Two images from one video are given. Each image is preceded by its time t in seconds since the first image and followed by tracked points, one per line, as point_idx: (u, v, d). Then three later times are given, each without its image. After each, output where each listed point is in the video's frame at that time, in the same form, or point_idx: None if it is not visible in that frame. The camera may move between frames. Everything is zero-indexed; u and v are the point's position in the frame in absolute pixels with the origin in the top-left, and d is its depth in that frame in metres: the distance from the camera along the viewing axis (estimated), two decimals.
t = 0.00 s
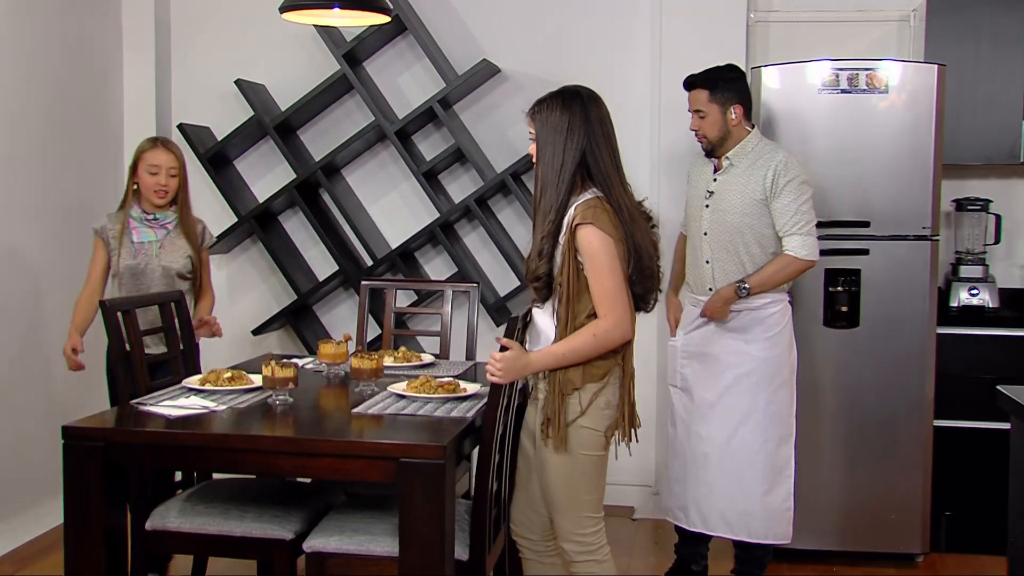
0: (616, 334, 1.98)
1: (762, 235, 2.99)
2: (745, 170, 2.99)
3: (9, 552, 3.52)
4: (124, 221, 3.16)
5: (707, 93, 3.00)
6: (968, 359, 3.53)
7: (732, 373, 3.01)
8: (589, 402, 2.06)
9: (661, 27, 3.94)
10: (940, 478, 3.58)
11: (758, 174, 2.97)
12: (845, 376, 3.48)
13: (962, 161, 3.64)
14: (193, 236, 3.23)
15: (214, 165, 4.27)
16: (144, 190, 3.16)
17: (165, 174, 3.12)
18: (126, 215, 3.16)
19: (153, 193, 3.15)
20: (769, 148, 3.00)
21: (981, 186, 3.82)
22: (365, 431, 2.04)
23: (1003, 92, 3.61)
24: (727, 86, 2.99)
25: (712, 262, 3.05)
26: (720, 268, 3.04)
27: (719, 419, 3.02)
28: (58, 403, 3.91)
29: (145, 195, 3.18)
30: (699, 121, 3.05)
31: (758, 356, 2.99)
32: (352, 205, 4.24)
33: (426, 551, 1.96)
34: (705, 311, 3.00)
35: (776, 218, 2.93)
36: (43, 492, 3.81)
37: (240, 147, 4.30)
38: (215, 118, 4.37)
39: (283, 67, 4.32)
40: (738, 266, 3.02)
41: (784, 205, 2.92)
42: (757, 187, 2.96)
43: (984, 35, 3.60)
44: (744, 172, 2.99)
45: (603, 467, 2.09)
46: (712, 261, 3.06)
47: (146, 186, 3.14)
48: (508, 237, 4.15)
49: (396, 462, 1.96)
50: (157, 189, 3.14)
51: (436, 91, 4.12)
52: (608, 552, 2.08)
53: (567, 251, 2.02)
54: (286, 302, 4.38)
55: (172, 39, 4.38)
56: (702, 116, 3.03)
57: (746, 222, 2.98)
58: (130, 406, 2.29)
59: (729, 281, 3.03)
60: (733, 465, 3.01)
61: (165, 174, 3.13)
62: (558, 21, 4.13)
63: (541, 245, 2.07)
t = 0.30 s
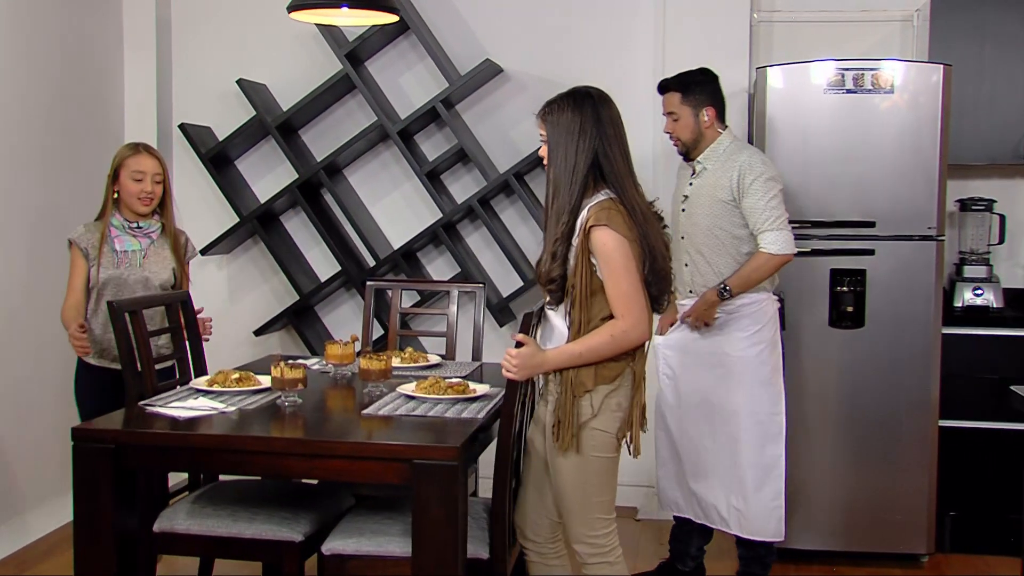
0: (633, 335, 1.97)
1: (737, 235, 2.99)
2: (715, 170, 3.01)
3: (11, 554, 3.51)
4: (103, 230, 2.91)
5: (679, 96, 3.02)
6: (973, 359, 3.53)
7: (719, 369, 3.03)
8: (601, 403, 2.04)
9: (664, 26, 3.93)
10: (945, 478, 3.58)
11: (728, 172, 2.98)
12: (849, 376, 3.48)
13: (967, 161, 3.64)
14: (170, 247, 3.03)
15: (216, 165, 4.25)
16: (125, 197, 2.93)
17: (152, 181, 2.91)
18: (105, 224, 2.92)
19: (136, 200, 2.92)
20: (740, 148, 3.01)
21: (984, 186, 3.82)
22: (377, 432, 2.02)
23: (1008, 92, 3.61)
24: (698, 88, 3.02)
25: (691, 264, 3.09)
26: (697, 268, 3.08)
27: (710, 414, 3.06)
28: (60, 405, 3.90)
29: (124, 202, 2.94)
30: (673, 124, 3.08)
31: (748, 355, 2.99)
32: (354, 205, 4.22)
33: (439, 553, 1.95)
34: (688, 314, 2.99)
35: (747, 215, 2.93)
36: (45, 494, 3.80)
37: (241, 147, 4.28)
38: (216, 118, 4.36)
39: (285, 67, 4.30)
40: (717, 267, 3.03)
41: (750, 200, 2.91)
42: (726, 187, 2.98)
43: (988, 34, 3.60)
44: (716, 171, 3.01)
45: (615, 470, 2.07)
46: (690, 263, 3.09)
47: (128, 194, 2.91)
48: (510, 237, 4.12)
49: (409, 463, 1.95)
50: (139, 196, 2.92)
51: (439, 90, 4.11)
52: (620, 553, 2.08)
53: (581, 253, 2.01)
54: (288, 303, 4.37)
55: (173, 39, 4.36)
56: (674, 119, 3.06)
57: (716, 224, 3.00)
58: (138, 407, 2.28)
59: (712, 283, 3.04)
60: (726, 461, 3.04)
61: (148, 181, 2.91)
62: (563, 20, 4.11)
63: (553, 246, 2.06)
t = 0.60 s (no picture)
0: (649, 337, 1.97)
1: (714, 232, 3.01)
2: (684, 168, 3.01)
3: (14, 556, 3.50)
4: (109, 225, 2.81)
5: (642, 102, 2.97)
6: (978, 360, 3.54)
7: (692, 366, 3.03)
8: (614, 405, 2.04)
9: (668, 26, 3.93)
10: (949, 479, 3.58)
11: (697, 171, 2.98)
12: (852, 377, 3.48)
13: (971, 162, 3.64)
14: (162, 244, 2.97)
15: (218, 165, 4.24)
16: (129, 190, 2.84)
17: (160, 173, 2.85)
18: (109, 218, 2.83)
19: (140, 193, 2.85)
20: (707, 148, 3.01)
21: (988, 187, 3.83)
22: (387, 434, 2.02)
23: (1012, 92, 3.61)
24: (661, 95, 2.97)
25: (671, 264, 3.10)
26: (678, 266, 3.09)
27: (685, 413, 3.05)
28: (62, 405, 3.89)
29: (127, 196, 2.86)
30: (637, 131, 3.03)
31: (724, 349, 2.99)
32: (357, 206, 4.21)
33: (451, 555, 1.94)
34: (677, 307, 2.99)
35: (724, 211, 2.94)
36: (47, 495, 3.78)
37: (243, 147, 4.26)
38: (217, 118, 4.34)
39: (286, 67, 4.29)
40: (694, 266, 3.04)
41: (728, 195, 2.92)
42: (698, 187, 2.97)
43: (992, 34, 3.60)
44: (684, 171, 3.01)
45: (627, 472, 2.07)
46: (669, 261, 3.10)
47: (133, 186, 2.83)
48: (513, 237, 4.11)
49: (421, 465, 1.94)
50: (145, 189, 2.85)
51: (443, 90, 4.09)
52: (631, 556, 2.07)
53: (596, 253, 2.00)
54: (290, 303, 4.36)
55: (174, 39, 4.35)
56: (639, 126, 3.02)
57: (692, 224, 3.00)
58: (146, 409, 2.28)
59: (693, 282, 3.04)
60: (705, 459, 3.03)
61: (154, 174, 2.85)
62: (566, 19, 4.09)
63: (568, 247, 2.06)
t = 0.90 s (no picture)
0: (672, 334, 1.97)
1: (708, 235, 3.00)
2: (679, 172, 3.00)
3: (19, 556, 3.49)
4: (113, 225, 2.76)
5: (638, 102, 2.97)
6: (983, 360, 3.54)
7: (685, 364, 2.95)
8: (635, 405, 2.03)
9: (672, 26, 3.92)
10: (956, 479, 3.58)
11: (693, 174, 2.96)
12: (858, 378, 3.48)
13: (977, 162, 3.64)
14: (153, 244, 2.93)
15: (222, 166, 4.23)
16: (132, 188, 2.78)
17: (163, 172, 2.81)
18: (113, 218, 2.77)
19: (143, 193, 2.80)
20: (702, 149, 2.99)
21: (994, 187, 3.83)
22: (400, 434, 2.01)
23: (1017, 92, 3.62)
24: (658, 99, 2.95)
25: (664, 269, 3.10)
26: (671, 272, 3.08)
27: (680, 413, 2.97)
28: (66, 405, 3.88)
29: (127, 196, 2.80)
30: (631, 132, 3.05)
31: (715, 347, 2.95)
32: (360, 206, 4.20)
33: (465, 556, 1.93)
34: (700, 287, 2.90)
35: (719, 215, 2.94)
36: (52, 495, 3.78)
37: (247, 147, 4.25)
38: (221, 118, 4.33)
39: (290, 67, 4.28)
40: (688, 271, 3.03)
41: (722, 201, 2.92)
42: (693, 190, 2.96)
43: (997, 35, 3.60)
44: (679, 174, 2.99)
45: (647, 473, 2.05)
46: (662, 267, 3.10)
47: (137, 186, 2.78)
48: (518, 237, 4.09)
49: (434, 466, 1.93)
50: (147, 190, 2.80)
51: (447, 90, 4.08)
52: (647, 557, 2.06)
53: (616, 253, 2.00)
54: (294, 304, 4.35)
55: (177, 38, 4.34)
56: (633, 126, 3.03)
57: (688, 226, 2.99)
58: (156, 410, 2.28)
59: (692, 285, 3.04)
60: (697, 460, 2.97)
61: (157, 175, 2.81)
62: (571, 19, 4.09)
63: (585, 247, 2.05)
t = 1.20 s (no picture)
0: (695, 334, 1.97)
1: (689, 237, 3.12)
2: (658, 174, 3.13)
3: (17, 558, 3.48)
4: (107, 224, 2.74)
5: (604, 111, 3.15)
6: (982, 360, 3.55)
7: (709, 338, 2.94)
8: (656, 407, 2.04)
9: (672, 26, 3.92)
10: (956, 479, 3.59)
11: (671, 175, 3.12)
12: (861, 378, 3.48)
13: (975, 163, 3.65)
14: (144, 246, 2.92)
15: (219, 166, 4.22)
16: (127, 187, 2.78)
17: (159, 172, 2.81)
18: (107, 218, 2.75)
19: (138, 192, 2.79)
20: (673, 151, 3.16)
21: (992, 187, 3.84)
22: (407, 436, 2.01)
23: (1016, 93, 3.63)
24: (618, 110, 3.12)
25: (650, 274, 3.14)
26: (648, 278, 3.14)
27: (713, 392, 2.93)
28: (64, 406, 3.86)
29: (122, 195, 2.79)
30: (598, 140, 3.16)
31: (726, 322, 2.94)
32: (359, 206, 4.19)
33: (472, 557, 1.93)
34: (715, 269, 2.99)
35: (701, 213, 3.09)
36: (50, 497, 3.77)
37: (245, 147, 4.24)
38: (218, 118, 4.32)
39: (288, 67, 4.27)
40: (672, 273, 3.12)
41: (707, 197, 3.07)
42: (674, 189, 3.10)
43: (996, 36, 3.61)
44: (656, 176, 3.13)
45: (666, 476, 2.06)
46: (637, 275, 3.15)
47: (132, 185, 2.77)
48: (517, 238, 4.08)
49: (441, 467, 1.93)
50: (142, 190, 2.80)
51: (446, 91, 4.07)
52: (659, 561, 2.07)
53: (638, 253, 2.00)
54: (292, 304, 4.34)
55: (175, 38, 4.32)
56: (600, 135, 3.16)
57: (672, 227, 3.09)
58: (160, 411, 2.27)
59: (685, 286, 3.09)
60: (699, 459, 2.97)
61: (152, 176, 2.81)
62: (570, 19, 4.09)
63: (603, 248, 2.05)
